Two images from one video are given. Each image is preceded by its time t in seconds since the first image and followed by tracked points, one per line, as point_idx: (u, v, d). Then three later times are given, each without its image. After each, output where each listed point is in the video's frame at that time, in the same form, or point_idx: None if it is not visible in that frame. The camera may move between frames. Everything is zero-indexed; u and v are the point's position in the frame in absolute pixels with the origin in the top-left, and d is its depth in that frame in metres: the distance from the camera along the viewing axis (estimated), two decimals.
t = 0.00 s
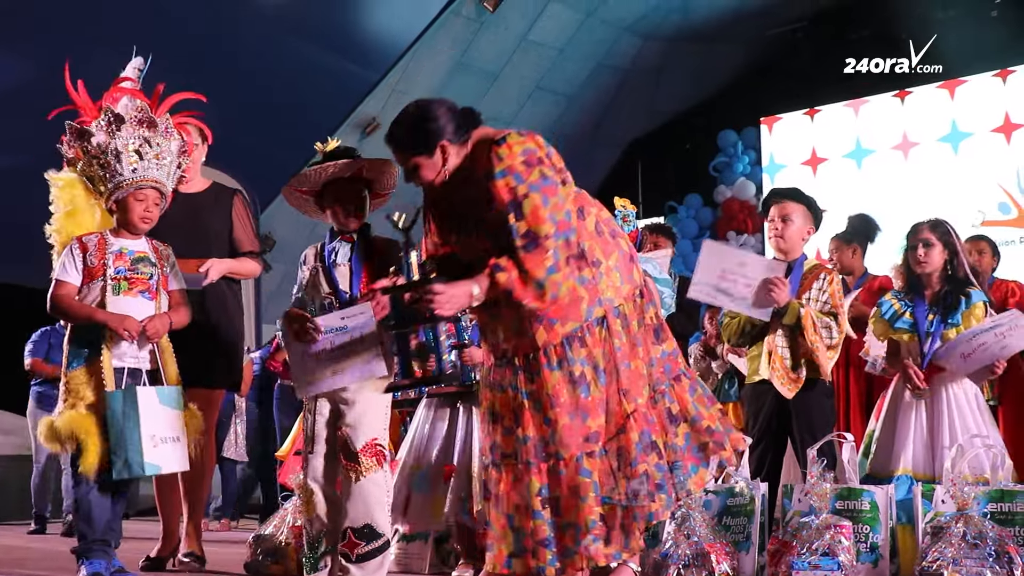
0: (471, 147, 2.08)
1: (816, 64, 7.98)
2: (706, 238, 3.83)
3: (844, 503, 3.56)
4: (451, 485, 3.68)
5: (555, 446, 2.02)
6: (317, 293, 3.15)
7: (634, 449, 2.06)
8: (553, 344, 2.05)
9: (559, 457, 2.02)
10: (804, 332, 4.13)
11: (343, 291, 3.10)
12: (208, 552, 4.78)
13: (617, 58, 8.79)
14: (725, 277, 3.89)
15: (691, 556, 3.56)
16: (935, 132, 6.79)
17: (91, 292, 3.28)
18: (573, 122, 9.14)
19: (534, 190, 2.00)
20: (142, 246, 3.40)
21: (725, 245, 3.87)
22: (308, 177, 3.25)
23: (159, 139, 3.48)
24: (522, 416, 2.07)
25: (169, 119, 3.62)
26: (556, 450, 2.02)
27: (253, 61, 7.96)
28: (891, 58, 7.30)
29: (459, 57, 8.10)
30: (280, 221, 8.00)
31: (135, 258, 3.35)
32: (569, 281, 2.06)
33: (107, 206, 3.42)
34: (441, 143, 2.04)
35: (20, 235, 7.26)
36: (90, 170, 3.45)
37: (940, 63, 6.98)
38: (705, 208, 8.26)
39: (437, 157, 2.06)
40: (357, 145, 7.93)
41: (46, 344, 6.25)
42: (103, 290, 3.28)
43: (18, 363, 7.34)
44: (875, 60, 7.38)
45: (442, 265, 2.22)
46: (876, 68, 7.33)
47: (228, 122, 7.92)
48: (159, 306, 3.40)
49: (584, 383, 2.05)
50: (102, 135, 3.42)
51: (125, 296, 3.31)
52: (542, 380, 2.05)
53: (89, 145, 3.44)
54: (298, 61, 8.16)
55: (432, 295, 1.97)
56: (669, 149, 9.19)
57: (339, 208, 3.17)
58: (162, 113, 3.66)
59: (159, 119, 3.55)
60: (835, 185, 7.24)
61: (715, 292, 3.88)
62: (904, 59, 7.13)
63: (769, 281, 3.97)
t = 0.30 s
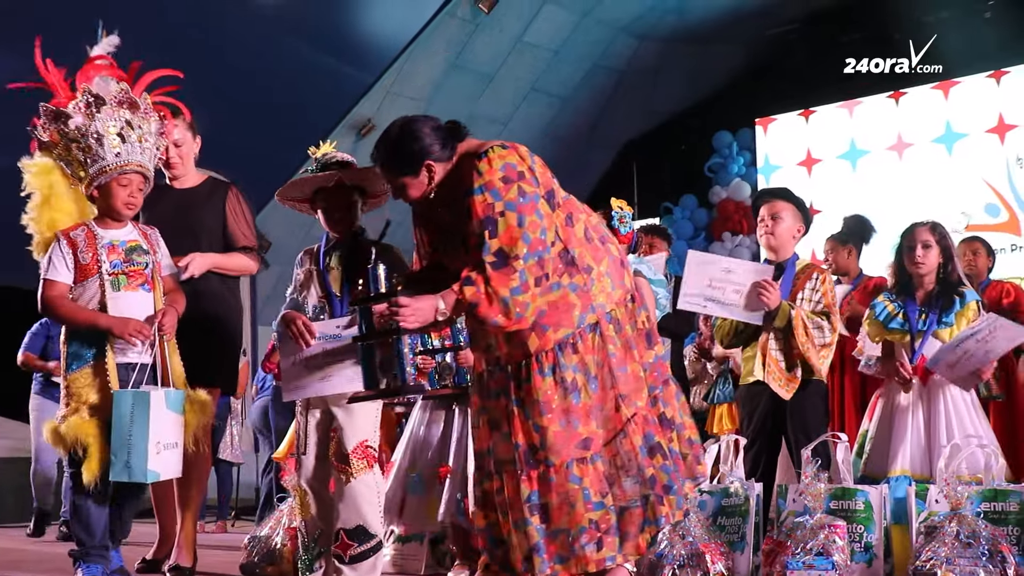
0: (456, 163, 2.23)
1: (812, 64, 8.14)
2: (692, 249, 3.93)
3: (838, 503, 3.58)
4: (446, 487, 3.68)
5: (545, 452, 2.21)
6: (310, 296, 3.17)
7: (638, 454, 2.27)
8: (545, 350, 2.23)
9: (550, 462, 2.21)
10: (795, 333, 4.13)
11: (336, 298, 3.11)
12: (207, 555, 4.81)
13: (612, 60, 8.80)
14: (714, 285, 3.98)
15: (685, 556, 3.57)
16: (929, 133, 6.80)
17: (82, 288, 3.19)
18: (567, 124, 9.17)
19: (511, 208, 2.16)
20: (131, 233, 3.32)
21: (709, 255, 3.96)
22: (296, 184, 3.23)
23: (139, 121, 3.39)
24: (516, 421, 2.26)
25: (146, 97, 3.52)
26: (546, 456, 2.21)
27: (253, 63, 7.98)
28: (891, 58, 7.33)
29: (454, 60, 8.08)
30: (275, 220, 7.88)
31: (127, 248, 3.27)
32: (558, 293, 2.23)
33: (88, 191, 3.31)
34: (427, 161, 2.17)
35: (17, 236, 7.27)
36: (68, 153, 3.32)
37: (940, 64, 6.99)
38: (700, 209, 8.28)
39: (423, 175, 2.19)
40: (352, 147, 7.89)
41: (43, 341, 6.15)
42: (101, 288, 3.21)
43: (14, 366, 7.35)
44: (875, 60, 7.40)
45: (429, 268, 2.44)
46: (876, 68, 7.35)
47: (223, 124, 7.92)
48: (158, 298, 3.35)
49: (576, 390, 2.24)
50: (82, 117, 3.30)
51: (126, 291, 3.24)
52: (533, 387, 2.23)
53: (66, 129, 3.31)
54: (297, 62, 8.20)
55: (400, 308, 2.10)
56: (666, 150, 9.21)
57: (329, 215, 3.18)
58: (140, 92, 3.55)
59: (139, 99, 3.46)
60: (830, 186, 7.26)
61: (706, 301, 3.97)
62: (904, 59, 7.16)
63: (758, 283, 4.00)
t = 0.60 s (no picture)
0: (445, 166, 2.25)
1: (807, 65, 8.15)
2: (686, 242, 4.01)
3: (833, 503, 3.59)
4: (442, 489, 3.69)
5: (540, 453, 2.22)
6: (302, 297, 3.17)
7: (623, 458, 2.29)
8: (539, 352, 2.24)
9: (544, 463, 2.21)
10: (785, 333, 4.19)
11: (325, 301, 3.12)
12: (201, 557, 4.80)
13: (607, 61, 8.82)
14: (703, 282, 4.06)
15: (680, 557, 3.57)
16: (924, 134, 6.82)
17: (76, 288, 3.13)
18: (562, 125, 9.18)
19: (494, 212, 2.17)
20: (127, 232, 3.23)
21: (703, 251, 4.05)
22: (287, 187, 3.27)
23: (138, 114, 3.28)
24: (513, 425, 2.26)
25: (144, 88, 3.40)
26: (541, 457, 2.22)
27: (245, 67, 7.92)
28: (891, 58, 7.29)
29: (449, 61, 8.10)
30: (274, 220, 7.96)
31: (125, 246, 3.19)
32: (550, 295, 2.25)
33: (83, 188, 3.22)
34: (416, 163, 2.20)
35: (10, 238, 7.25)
36: (63, 148, 3.24)
37: (940, 64, 6.99)
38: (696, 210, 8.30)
39: (414, 177, 2.22)
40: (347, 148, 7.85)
41: (26, 344, 5.83)
42: (96, 287, 3.14)
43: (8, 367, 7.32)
44: (875, 60, 7.36)
45: (419, 273, 2.45)
46: (876, 68, 7.31)
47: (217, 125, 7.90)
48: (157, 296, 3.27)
49: (569, 390, 2.25)
50: (77, 112, 3.20)
51: (126, 289, 3.18)
52: (527, 389, 2.23)
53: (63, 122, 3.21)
54: (292, 64, 8.17)
55: (375, 311, 2.17)
56: (661, 150, 9.25)
57: (320, 217, 3.21)
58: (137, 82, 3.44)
59: (137, 92, 3.34)
60: (825, 187, 7.28)
61: (694, 296, 4.06)
62: (904, 59, 7.13)
63: (747, 284, 4.09)
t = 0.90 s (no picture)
0: (440, 167, 2.25)
1: (803, 65, 8.12)
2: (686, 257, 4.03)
3: (835, 503, 3.59)
4: (445, 490, 3.67)
5: (533, 455, 2.22)
6: (302, 305, 3.16)
7: (612, 461, 2.30)
8: (533, 354, 2.25)
9: (537, 464, 2.22)
10: (788, 334, 4.23)
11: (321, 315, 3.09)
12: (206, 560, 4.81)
13: (606, 62, 8.83)
14: (708, 289, 4.10)
15: (682, 558, 3.57)
16: (924, 133, 6.82)
17: (93, 287, 3.13)
18: (562, 126, 9.19)
19: (481, 217, 2.15)
20: (145, 233, 3.23)
21: (705, 261, 4.07)
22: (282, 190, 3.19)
23: (171, 125, 3.31)
24: (503, 428, 2.28)
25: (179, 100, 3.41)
26: (533, 459, 2.22)
27: (240, 66, 8.02)
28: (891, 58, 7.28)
29: (448, 63, 8.11)
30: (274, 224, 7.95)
31: (143, 248, 3.20)
32: (543, 298, 2.25)
33: (108, 187, 3.24)
34: (413, 164, 2.20)
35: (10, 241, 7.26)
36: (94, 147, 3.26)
37: (940, 64, 6.99)
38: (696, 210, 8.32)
39: (410, 178, 2.22)
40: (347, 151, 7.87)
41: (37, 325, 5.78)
42: (112, 287, 3.14)
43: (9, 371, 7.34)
44: (875, 60, 7.35)
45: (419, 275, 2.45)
46: (876, 69, 7.30)
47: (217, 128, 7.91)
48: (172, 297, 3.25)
49: (561, 392, 2.24)
50: (113, 113, 3.24)
51: (138, 289, 3.16)
52: (521, 390, 2.24)
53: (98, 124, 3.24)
54: (287, 64, 8.17)
55: (359, 311, 2.20)
56: (662, 151, 9.23)
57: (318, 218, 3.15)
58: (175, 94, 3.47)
59: (173, 103, 3.38)
60: (825, 187, 7.27)
61: (702, 305, 4.08)
62: (904, 59, 7.12)
63: (751, 284, 4.13)
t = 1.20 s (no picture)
0: (443, 171, 2.27)
1: (811, 65, 7.96)
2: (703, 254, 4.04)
3: (844, 503, 3.59)
4: (452, 492, 3.64)
5: (533, 456, 2.26)
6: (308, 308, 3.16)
7: (614, 463, 2.32)
8: (533, 356, 2.28)
9: (537, 466, 2.25)
10: (801, 333, 4.30)
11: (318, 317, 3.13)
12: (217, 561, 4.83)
13: (612, 63, 8.85)
14: (724, 285, 4.10)
15: (691, 559, 3.55)
16: (932, 132, 6.81)
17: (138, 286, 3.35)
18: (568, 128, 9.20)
19: (477, 224, 2.17)
20: (190, 237, 3.45)
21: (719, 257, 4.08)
22: (286, 193, 3.18)
23: (215, 130, 3.51)
24: (505, 430, 2.31)
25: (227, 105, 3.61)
26: (533, 461, 2.25)
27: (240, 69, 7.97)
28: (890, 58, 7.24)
29: (456, 64, 8.26)
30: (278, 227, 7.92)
31: (184, 251, 3.41)
32: (543, 299, 2.27)
33: (157, 193, 3.46)
34: (417, 168, 2.22)
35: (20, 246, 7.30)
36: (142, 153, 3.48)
37: (939, 64, 6.96)
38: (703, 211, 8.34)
39: (415, 182, 2.25)
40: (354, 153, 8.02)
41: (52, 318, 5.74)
42: (151, 288, 3.35)
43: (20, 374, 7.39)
44: (875, 60, 7.32)
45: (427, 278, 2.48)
46: (875, 69, 7.27)
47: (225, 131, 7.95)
48: (210, 298, 3.46)
49: (561, 394, 2.27)
50: (158, 120, 3.44)
51: (175, 291, 3.37)
52: (521, 392, 2.27)
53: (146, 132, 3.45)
54: (291, 66, 8.16)
55: (356, 317, 2.29)
56: (668, 151, 8.93)
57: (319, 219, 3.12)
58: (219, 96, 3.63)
59: (217, 108, 3.57)
60: (832, 187, 7.26)
61: (716, 300, 4.09)
62: (904, 58, 7.11)
63: (768, 282, 4.14)
